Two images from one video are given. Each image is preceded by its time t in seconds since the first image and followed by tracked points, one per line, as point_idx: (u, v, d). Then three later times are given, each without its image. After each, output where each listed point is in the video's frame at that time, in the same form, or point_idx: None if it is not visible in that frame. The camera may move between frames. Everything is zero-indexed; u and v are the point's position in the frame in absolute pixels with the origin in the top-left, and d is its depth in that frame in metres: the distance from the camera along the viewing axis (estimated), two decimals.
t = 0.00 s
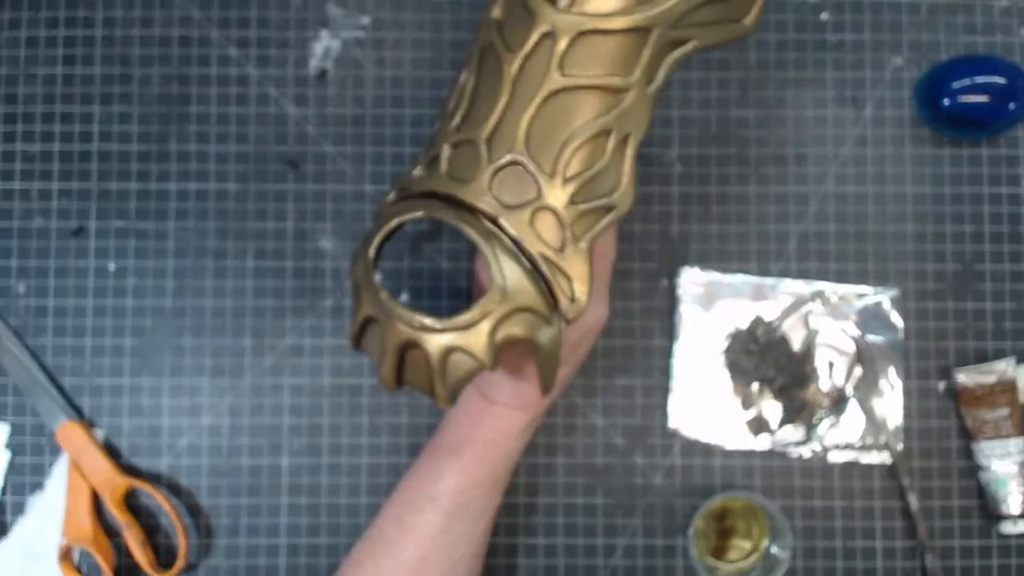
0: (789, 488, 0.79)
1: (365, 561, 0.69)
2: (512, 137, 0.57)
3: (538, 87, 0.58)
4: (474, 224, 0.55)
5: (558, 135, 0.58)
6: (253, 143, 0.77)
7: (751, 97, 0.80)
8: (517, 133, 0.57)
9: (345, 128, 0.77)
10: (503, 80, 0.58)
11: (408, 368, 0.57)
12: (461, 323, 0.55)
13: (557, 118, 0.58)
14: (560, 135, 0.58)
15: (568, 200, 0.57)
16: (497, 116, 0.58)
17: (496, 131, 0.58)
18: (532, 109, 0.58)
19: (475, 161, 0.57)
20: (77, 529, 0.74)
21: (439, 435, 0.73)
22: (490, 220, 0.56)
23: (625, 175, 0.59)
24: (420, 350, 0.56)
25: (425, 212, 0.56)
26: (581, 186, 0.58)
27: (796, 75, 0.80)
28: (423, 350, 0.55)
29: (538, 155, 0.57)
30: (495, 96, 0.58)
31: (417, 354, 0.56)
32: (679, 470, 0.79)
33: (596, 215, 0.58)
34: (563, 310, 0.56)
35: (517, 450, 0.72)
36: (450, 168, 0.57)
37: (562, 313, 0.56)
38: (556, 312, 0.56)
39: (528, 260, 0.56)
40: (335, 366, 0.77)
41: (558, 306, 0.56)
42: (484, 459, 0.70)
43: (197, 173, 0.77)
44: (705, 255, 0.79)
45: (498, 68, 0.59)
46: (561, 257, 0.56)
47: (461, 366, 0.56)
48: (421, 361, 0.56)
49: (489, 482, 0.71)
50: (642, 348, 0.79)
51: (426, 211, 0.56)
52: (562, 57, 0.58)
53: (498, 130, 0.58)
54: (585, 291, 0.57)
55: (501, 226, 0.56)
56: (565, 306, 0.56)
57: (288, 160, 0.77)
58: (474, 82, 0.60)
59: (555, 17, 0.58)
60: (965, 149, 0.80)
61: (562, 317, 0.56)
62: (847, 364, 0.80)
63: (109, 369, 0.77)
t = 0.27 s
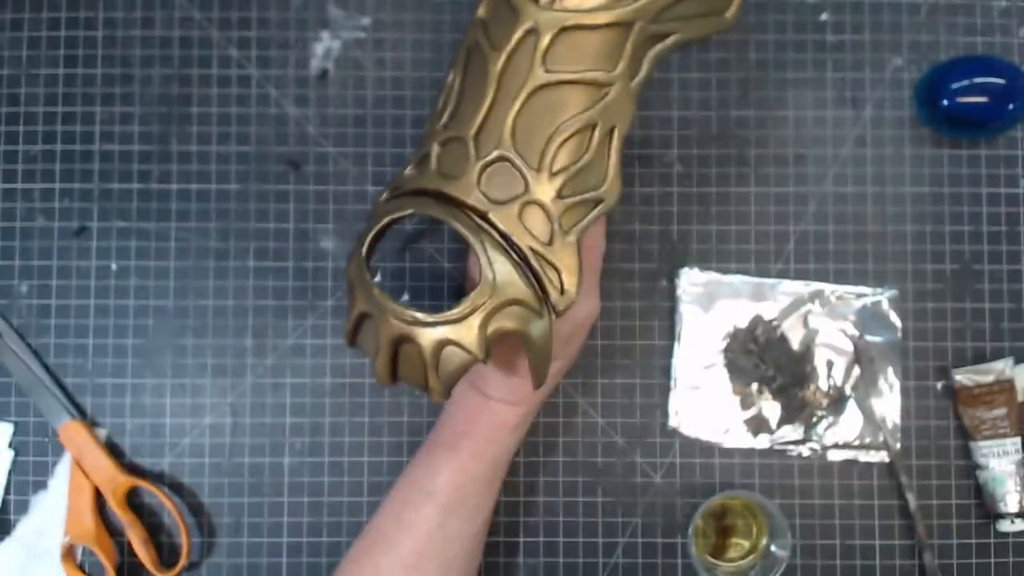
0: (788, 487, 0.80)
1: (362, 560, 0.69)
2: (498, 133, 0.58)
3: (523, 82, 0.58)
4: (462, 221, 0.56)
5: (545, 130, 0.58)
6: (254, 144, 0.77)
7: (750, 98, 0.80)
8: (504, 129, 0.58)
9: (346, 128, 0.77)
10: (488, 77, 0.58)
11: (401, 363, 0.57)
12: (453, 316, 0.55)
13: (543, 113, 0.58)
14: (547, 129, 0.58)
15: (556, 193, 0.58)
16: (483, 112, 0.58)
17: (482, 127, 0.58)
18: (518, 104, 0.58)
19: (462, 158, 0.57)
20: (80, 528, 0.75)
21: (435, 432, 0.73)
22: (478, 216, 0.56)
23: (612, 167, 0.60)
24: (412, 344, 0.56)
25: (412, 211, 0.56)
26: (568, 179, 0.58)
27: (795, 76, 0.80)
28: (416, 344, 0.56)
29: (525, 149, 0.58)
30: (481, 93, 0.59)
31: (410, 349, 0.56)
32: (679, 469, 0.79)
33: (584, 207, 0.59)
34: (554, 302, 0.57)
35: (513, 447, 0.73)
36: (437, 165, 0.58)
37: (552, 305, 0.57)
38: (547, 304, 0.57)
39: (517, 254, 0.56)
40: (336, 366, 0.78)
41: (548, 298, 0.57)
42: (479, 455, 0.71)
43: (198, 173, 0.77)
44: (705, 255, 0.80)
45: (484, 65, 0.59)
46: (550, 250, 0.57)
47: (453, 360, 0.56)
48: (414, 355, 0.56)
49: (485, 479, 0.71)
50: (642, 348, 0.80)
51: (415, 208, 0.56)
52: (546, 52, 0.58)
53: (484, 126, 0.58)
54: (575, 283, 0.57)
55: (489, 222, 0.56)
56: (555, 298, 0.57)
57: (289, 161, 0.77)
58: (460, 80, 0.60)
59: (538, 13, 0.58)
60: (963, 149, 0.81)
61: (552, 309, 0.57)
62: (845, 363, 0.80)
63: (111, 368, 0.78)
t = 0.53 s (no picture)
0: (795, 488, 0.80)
1: (369, 561, 0.69)
2: (510, 134, 0.58)
3: (535, 84, 0.58)
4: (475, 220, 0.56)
5: (556, 131, 0.58)
6: (262, 147, 0.78)
7: (756, 101, 0.80)
8: (515, 130, 0.58)
9: (353, 132, 0.78)
10: (500, 79, 0.59)
11: (412, 362, 0.57)
12: (465, 315, 0.55)
13: (554, 114, 0.59)
14: (558, 130, 0.59)
15: (567, 193, 0.58)
16: (495, 113, 0.58)
17: (493, 128, 0.58)
18: (530, 106, 0.58)
19: (474, 159, 0.58)
20: (90, 530, 0.75)
21: (443, 433, 0.73)
22: (490, 215, 0.56)
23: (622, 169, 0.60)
24: (423, 343, 0.56)
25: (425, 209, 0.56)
26: (579, 180, 0.59)
27: (801, 79, 0.80)
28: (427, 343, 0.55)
29: (537, 150, 0.58)
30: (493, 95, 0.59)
31: (421, 347, 0.56)
32: (686, 471, 0.80)
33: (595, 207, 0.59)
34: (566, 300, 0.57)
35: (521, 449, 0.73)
36: (449, 166, 0.58)
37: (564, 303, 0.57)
38: (559, 302, 0.57)
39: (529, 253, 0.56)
40: (344, 368, 0.78)
41: (560, 297, 0.57)
42: (487, 456, 0.71)
43: (207, 177, 0.78)
44: (711, 258, 0.80)
45: (496, 67, 0.60)
46: (561, 250, 0.57)
47: (464, 358, 0.56)
48: (424, 355, 0.56)
49: (492, 480, 0.71)
50: (648, 350, 0.80)
51: (428, 207, 0.56)
52: (557, 54, 0.59)
53: (495, 127, 0.58)
54: (586, 281, 0.57)
55: (501, 221, 0.56)
56: (567, 296, 0.57)
57: (296, 164, 0.78)
58: (471, 84, 0.61)
59: (549, 16, 0.58)
60: (968, 151, 0.81)
61: (564, 307, 0.57)
62: (851, 365, 0.80)
63: (120, 371, 0.78)
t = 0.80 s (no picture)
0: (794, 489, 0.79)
1: (358, 564, 0.68)
2: (511, 126, 0.56)
3: (537, 76, 0.57)
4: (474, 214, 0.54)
5: (557, 123, 0.57)
6: (248, 144, 0.76)
7: (755, 97, 0.78)
8: (516, 122, 0.56)
9: (343, 128, 0.76)
10: (501, 70, 0.57)
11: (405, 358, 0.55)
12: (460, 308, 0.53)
13: (556, 105, 0.57)
14: (560, 122, 0.57)
15: (568, 187, 0.56)
16: (495, 105, 0.57)
17: (493, 120, 0.56)
18: (532, 97, 0.57)
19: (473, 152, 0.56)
20: (70, 533, 0.74)
21: (435, 433, 0.72)
22: (489, 209, 0.55)
23: (624, 163, 0.59)
24: (416, 338, 0.54)
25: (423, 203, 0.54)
26: (581, 173, 0.57)
27: (800, 74, 0.79)
28: (420, 338, 0.54)
29: (538, 142, 0.56)
30: (493, 86, 0.57)
31: (414, 342, 0.54)
32: (683, 472, 0.78)
33: (596, 200, 0.58)
34: (566, 296, 0.56)
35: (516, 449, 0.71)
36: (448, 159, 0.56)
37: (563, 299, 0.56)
38: (558, 297, 0.56)
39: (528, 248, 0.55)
40: (333, 369, 0.76)
41: (560, 292, 0.55)
42: (481, 456, 0.69)
43: (192, 174, 0.76)
44: (708, 256, 0.78)
45: (496, 58, 0.58)
46: (561, 245, 0.55)
47: (459, 353, 0.54)
48: (418, 350, 0.54)
49: (486, 482, 0.70)
50: (644, 350, 0.78)
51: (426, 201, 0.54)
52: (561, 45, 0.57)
53: (496, 119, 0.56)
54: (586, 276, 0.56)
55: (501, 216, 0.55)
56: (567, 291, 0.55)
57: (284, 161, 0.76)
58: (472, 75, 0.59)
59: (552, 7, 0.56)
60: (969, 149, 0.79)
61: (563, 302, 0.56)
62: (852, 365, 0.79)
63: (103, 372, 0.76)
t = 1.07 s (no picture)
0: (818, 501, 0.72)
1: None
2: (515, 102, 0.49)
3: (544, 45, 0.50)
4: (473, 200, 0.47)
5: (567, 99, 0.50)
6: (222, 122, 0.70)
7: (773, 70, 0.73)
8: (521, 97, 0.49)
9: (325, 105, 0.70)
10: (503, 39, 0.50)
11: (396, 367, 0.48)
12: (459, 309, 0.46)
13: (566, 78, 0.50)
14: (569, 98, 0.50)
15: (579, 171, 0.50)
16: (496, 78, 0.50)
17: (494, 96, 0.49)
18: (538, 70, 0.50)
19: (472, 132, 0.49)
20: (30, 555, 0.66)
21: (429, 447, 0.65)
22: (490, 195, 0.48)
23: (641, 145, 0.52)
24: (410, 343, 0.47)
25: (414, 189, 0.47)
26: (594, 156, 0.50)
27: (821, 46, 0.73)
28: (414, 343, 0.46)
29: (545, 119, 0.49)
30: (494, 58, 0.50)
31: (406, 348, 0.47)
32: (697, 483, 0.71)
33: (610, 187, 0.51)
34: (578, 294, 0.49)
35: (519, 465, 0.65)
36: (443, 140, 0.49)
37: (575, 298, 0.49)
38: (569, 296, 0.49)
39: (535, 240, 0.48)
40: (315, 369, 0.70)
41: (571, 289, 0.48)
42: (480, 474, 0.62)
43: (161, 156, 0.70)
44: (723, 245, 0.72)
45: (498, 26, 0.51)
46: (572, 236, 0.48)
47: (457, 360, 0.47)
48: (411, 357, 0.47)
49: (486, 502, 0.63)
50: (655, 349, 0.72)
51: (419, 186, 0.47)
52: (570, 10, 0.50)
53: (497, 94, 0.49)
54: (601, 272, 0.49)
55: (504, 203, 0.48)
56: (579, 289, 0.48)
57: (261, 140, 0.70)
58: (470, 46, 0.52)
59: None
60: (1005, 127, 0.73)
61: (575, 302, 0.49)
62: (881, 365, 0.72)
63: (64, 373, 0.70)
